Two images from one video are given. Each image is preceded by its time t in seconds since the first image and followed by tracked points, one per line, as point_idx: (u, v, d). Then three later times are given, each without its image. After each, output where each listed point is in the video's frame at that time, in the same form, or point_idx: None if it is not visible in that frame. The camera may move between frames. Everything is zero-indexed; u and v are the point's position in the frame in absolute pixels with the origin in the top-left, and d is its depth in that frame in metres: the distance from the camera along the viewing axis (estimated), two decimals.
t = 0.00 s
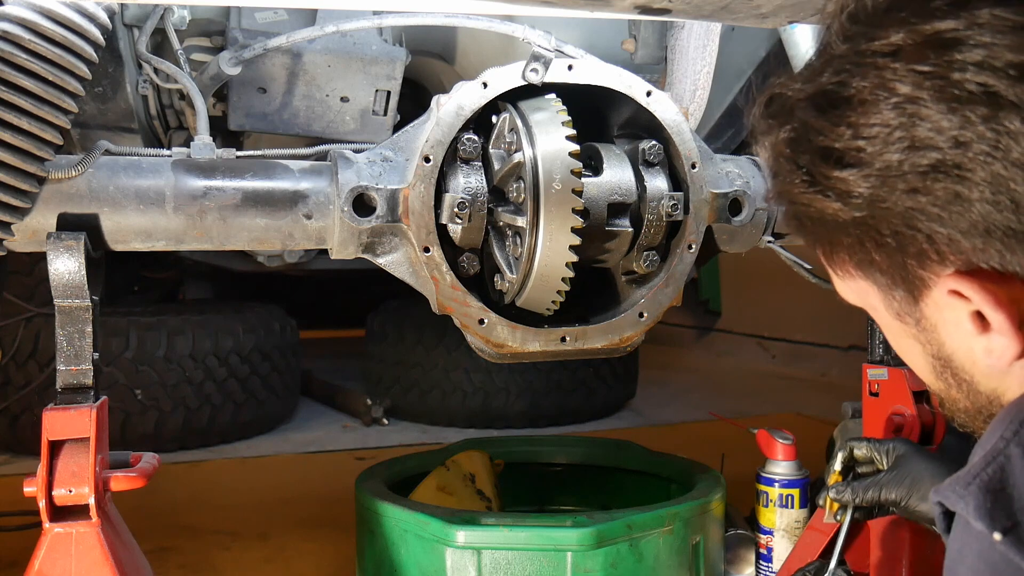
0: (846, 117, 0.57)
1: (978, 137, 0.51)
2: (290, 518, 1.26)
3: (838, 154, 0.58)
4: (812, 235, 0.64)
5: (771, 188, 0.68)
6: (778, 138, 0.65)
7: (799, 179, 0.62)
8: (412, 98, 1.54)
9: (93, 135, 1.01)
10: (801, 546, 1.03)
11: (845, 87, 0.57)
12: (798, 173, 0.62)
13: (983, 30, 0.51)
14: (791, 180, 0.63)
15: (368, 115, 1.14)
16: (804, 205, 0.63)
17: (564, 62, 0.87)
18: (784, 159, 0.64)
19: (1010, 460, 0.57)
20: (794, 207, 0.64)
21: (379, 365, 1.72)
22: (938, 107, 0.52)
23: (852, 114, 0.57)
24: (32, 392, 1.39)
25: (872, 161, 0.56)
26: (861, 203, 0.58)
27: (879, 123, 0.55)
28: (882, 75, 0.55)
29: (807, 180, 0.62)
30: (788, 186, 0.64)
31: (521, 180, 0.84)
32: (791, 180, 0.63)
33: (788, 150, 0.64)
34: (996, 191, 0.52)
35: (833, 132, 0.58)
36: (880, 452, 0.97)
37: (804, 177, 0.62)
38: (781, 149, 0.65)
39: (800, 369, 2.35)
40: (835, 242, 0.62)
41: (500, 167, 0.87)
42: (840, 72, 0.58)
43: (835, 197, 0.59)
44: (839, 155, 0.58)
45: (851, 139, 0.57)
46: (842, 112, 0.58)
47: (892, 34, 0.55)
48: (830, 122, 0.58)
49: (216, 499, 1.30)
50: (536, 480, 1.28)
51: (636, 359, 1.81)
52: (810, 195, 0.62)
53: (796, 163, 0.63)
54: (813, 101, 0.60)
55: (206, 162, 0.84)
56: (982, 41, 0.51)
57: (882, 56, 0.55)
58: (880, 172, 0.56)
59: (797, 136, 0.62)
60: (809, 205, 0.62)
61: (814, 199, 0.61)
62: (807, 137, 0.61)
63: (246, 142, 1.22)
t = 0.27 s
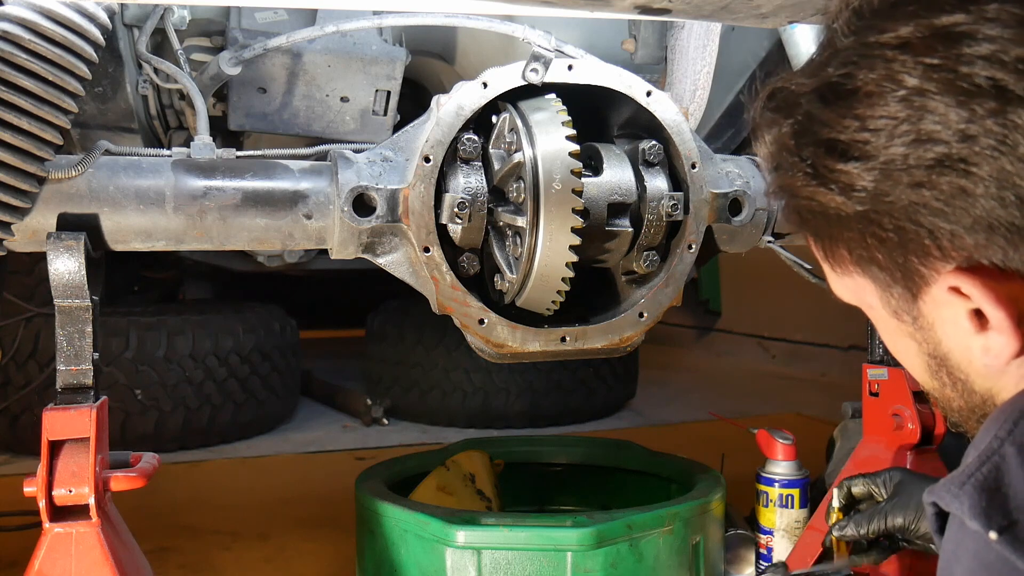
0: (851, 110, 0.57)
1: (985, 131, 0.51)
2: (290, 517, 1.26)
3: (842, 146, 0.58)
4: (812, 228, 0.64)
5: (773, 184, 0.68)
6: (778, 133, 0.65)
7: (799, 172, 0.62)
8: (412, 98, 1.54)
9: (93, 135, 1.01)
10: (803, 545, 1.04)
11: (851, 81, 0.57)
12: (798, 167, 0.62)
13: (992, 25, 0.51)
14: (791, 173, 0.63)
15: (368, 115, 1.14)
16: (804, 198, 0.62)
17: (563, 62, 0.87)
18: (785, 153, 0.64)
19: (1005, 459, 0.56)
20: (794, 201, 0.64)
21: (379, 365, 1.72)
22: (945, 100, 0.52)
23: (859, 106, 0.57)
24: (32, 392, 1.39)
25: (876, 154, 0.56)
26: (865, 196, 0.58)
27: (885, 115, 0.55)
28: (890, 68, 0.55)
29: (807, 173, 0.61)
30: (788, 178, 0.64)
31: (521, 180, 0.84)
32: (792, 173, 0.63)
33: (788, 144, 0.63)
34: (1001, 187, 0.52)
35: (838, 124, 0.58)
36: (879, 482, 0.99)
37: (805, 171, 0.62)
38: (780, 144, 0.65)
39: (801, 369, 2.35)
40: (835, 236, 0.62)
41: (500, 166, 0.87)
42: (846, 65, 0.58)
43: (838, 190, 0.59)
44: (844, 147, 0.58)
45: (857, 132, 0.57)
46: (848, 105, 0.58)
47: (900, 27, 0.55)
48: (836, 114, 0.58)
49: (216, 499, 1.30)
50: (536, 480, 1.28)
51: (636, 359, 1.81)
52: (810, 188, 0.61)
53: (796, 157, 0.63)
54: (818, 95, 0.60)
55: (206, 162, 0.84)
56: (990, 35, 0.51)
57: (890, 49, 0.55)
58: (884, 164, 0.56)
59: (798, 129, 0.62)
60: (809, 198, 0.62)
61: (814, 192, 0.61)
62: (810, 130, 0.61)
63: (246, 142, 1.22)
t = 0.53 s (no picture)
0: (867, 106, 0.57)
1: (1003, 133, 0.51)
2: (291, 517, 1.26)
3: (856, 144, 0.58)
4: (820, 225, 0.64)
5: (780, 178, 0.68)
6: (787, 129, 0.65)
7: (810, 168, 0.62)
8: (412, 98, 1.54)
9: (93, 135, 1.01)
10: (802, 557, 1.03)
11: (866, 77, 0.57)
12: (808, 163, 0.62)
13: (1014, 24, 0.51)
14: (802, 169, 0.63)
15: (368, 115, 1.14)
16: (815, 194, 0.62)
17: (563, 62, 0.87)
18: (795, 149, 0.64)
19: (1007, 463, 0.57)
20: (804, 196, 0.64)
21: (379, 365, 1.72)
22: (964, 100, 0.52)
23: (874, 104, 0.56)
24: (32, 392, 1.39)
25: (892, 152, 0.56)
26: (874, 193, 0.58)
27: (901, 114, 0.55)
28: (909, 65, 0.54)
29: (818, 169, 0.61)
30: (799, 174, 0.64)
31: (520, 180, 0.84)
32: (802, 168, 0.63)
33: (798, 140, 0.63)
34: (1018, 190, 0.52)
35: (853, 121, 0.58)
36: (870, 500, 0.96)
37: (815, 166, 0.62)
38: (789, 140, 0.65)
39: (800, 369, 2.35)
40: (843, 233, 0.62)
41: (500, 166, 0.87)
42: (863, 60, 0.57)
43: (849, 188, 0.59)
44: (858, 145, 0.58)
45: (873, 129, 0.56)
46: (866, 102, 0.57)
47: (921, 23, 0.55)
48: (851, 110, 0.58)
49: (216, 499, 1.30)
50: (536, 480, 1.28)
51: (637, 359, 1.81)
52: (821, 184, 0.61)
53: (806, 153, 0.62)
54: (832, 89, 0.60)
55: (206, 162, 0.84)
56: (1013, 35, 0.51)
57: (910, 46, 0.55)
58: (899, 163, 0.55)
59: (809, 125, 0.62)
60: (820, 194, 0.62)
61: (824, 189, 0.61)
62: (822, 126, 0.61)
63: (246, 142, 1.22)
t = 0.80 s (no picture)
0: (920, 82, 0.52)
1: None
2: (291, 518, 1.26)
3: (899, 121, 0.53)
4: (837, 200, 0.59)
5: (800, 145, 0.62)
6: (819, 96, 0.58)
7: (842, 143, 0.56)
8: (412, 98, 1.54)
9: (93, 135, 1.02)
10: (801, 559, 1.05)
11: (919, 52, 0.52)
12: (842, 137, 0.56)
13: None
14: (831, 142, 0.57)
15: (368, 115, 1.14)
16: (841, 169, 0.57)
17: (563, 62, 0.87)
18: (826, 119, 0.58)
19: (1005, 463, 0.56)
20: (827, 168, 0.58)
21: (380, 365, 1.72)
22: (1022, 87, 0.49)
23: (926, 80, 0.51)
24: (32, 392, 1.39)
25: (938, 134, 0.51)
26: (910, 175, 0.53)
27: (954, 95, 0.50)
28: (968, 44, 0.50)
29: (851, 145, 0.55)
30: (826, 146, 0.58)
31: (520, 180, 0.84)
32: (832, 141, 0.57)
33: (833, 110, 0.57)
34: None
35: (900, 96, 0.53)
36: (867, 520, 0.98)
37: (848, 142, 0.56)
38: (820, 109, 0.58)
39: (800, 369, 2.35)
40: (860, 213, 0.58)
41: (500, 166, 0.87)
42: (919, 34, 0.53)
43: (882, 167, 0.54)
44: (899, 123, 0.53)
45: (920, 107, 0.52)
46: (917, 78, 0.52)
47: None
48: (897, 82, 0.53)
49: (216, 499, 1.31)
50: (536, 480, 1.28)
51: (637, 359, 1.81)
52: (852, 161, 0.56)
53: (840, 126, 0.56)
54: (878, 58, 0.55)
55: (206, 162, 0.84)
56: None
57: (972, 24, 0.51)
58: (943, 148, 0.51)
59: (845, 97, 0.56)
60: (848, 171, 0.57)
61: (855, 166, 0.56)
62: (864, 97, 0.55)
63: (246, 142, 1.23)
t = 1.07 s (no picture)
0: (951, 72, 0.51)
1: None
2: (291, 518, 1.26)
3: (927, 112, 0.52)
4: (852, 188, 0.59)
5: (817, 129, 0.62)
6: (838, 81, 0.58)
7: (862, 132, 0.56)
8: (412, 98, 1.54)
9: (93, 135, 1.02)
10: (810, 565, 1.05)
11: (949, 42, 0.51)
12: (862, 125, 0.56)
13: None
14: (851, 130, 0.57)
15: (368, 115, 1.14)
16: (859, 159, 0.57)
17: (563, 62, 0.87)
18: (847, 105, 0.57)
19: (1007, 467, 0.57)
20: (844, 157, 0.58)
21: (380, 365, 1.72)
22: None
23: (960, 70, 0.50)
24: (32, 392, 1.39)
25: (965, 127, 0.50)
26: (931, 168, 0.52)
27: (985, 87, 0.49)
28: (1005, 33, 0.49)
29: (873, 135, 0.55)
30: (845, 134, 0.57)
31: (520, 180, 0.84)
32: (852, 129, 0.57)
33: (856, 96, 0.57)
34: None
35: (930, 85, 0.52)
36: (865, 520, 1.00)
37: (870, 131, 0.55)
38: (841, 93, 0.58)
39: (800, 368, 2.35)
40: (874, 203, 0.58)
41: (500, 166, 0.87)
42: (953, 21, 0.52)
43: (903, 157, 0.54)
44: (927, 113, 0.52)
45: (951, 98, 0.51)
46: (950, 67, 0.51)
47: None
48: (925, 70, 0.52)
49: (216, 499, 1.31)
50: (536, 480, 1.28)
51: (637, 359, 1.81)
52: (872, 151, 0.56)
53: (862, 113, 0.56)
54: (907, 45, 0.54)
55: (206, 162, 0.84)
56: None
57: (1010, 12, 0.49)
58: (968, 143, 0.51)
59: (870, 84, 0.56)
60: (867, 162, 0.56)
61: (874, 157, 0.56)
62: (892, 86, 0.54)
63: (246, 142, 1.23)
